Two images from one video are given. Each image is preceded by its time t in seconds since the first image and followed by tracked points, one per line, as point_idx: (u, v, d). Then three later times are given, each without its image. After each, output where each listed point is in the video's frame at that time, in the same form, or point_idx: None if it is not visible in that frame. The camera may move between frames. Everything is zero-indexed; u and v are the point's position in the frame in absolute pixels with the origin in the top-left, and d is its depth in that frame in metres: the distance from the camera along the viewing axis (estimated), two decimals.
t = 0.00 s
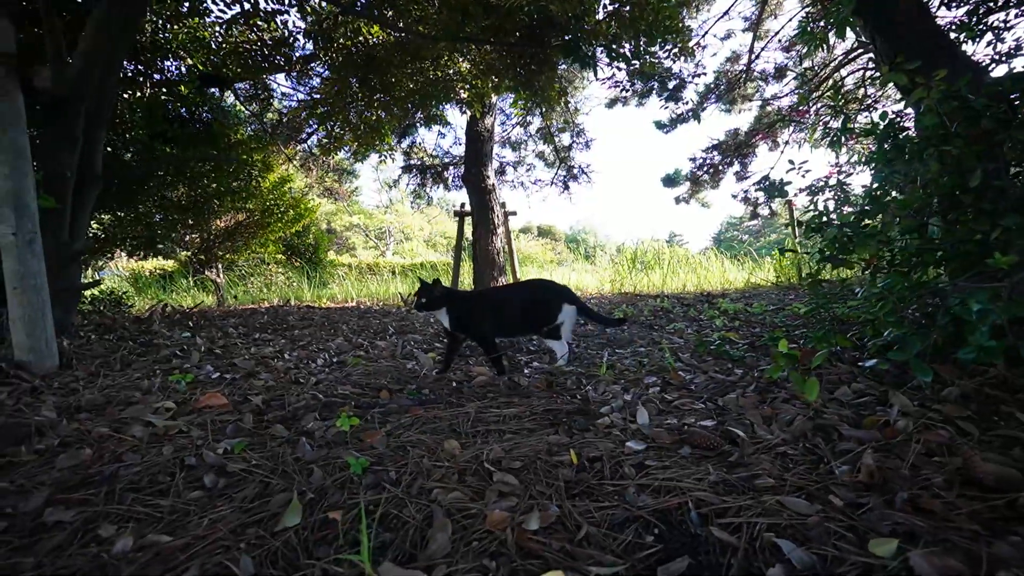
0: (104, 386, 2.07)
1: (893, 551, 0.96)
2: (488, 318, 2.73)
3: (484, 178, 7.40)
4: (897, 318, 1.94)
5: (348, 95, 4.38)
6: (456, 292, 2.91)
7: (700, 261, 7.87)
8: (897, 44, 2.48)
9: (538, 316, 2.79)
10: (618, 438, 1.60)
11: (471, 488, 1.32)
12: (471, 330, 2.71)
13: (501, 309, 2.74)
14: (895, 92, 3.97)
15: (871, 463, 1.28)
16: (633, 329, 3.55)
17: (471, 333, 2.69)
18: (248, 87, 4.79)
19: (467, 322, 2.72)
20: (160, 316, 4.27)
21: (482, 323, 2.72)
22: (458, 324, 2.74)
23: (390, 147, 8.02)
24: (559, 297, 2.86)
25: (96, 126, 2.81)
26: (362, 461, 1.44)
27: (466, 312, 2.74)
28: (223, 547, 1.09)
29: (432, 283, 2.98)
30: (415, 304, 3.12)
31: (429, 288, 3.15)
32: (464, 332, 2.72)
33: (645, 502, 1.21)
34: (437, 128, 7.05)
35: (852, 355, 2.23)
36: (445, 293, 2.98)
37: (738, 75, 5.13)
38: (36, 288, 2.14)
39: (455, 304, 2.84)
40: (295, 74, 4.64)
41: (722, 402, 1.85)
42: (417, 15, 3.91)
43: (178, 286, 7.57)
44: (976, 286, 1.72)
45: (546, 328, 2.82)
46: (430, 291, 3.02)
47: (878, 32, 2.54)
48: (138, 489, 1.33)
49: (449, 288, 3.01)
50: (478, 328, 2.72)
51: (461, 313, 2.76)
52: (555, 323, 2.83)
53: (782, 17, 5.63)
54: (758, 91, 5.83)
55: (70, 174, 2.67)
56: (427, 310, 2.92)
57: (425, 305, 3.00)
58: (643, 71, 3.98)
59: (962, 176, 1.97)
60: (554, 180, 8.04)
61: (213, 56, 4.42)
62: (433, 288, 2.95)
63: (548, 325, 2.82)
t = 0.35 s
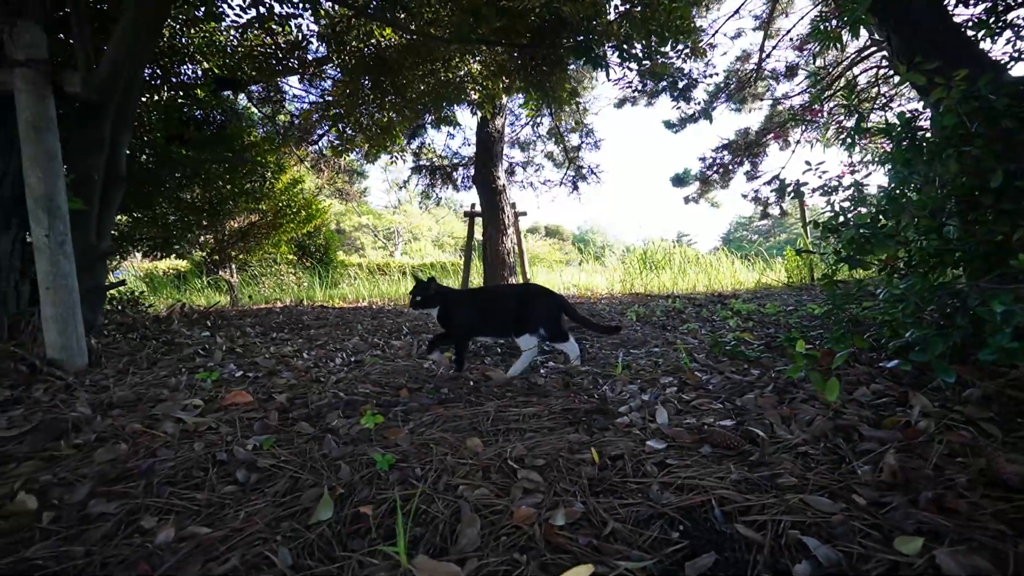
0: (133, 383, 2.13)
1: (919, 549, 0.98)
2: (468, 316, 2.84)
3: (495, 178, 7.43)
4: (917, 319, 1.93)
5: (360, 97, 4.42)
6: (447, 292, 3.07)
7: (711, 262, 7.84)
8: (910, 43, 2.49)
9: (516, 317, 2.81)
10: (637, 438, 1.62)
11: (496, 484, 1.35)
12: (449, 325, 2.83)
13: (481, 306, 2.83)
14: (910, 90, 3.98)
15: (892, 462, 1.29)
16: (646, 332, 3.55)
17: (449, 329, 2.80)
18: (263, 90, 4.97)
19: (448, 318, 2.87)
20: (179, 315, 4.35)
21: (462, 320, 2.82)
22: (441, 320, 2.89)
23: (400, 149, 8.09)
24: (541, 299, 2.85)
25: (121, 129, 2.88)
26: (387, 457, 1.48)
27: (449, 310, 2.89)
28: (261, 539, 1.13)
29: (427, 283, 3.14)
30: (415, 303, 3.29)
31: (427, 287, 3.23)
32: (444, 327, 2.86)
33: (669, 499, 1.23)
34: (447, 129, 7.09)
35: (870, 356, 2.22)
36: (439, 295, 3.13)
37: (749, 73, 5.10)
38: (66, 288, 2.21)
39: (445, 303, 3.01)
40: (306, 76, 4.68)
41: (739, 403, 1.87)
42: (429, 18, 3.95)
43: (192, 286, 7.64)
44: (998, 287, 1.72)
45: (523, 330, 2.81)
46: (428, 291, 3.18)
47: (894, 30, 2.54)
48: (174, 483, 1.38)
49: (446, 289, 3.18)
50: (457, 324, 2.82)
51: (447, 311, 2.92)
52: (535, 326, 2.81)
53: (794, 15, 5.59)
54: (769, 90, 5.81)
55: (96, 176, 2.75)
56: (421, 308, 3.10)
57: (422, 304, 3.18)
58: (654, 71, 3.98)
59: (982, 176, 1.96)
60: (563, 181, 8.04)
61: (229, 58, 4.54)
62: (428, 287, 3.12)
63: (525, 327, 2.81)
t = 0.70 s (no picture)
0: (170, 379, 2.21)
1: (953, 541, 1.00)
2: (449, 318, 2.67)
3: (508, 178, 7.47)
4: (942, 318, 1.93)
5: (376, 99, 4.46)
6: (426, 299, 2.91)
7: (724, 262, 7.80)
8: (932, 40, 2.48)
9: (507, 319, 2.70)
10: (665, 434, 1.65)
11: (530, 478, 1.39)
12: (432, 327, 2.64)
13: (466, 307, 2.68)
14: (928, 87, 3.95)
15: (922, 459, 1.31)
16: (663, 331, 3.56)
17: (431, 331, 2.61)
18: (278, 92, 5.01)
19: (429, 320, 2.67)
20: (201, 314, 4.45)
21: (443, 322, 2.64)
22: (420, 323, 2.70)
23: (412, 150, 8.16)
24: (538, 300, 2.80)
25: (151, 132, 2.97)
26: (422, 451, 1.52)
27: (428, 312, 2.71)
28: (311, 527, 1.18)
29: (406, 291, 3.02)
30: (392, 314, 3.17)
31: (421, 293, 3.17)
32: (424, 329, 2.66)
33: (701, 492, 1.27)
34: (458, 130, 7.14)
35: (893, 355, 2.23)
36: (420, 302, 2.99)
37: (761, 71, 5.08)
38: (104, 287, 2.28)
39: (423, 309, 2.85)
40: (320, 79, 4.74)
41: (763, 400, 1.89)
42: (444, 19, 3.97)
43: (208, 286, 7.73)
44: None
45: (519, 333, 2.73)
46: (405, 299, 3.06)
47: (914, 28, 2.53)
48: (221, 474, 1.43)
49: (426, 296, 3.05)
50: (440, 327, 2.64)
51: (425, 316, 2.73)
52: (518, 324, 2.73)
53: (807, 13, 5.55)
54: (782, 88, 5.77)
55: (128, 178, 2.83)
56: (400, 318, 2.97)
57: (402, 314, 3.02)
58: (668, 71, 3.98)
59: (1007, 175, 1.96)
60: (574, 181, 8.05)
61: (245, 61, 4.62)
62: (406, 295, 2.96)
63: (509, 326, 2.73)
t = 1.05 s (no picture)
0: (213, 372, 2.30)
1: (1005, 534, 1.01)
2: (454, 312, 2.63)
3: (526, 178, 7.52)
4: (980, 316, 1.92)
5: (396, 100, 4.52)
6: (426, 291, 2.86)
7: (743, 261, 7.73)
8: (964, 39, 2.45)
9: (513, 318, 2.69)
10: (701, 429, 1.67)
11: (573, 468, 1.43)
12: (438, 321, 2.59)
13: (471, 303, 2.66)
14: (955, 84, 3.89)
15: (966, 455, 1.31)
16: (687, 330, 3.57)
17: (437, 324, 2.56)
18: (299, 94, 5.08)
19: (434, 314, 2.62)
20: (231, 311, 4.57)
21: (450, 315, 2.59)
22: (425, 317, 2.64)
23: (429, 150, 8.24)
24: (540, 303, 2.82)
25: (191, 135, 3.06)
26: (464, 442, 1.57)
27: (431, 306, 2.67)
28: (368, 510, 1.23)
29: (405, 283, 2.98)
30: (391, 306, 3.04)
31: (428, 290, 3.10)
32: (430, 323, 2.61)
33: (744, 484, 1.29)
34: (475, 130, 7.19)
35: (927, 354, 2.21)
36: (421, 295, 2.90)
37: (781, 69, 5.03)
38: (150, 282, 2.37)
39: (425, 303, 2.79)
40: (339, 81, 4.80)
41: (797, 397, 1.90)
42: (464, 21, 4.02)
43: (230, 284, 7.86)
44: None
45: (525, 333, 2.72)
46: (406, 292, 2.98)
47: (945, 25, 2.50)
48: (275, 461, 1.50)
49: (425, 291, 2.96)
50: (446, 320, 2.59)
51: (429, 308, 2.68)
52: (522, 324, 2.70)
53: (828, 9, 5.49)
54: (802, 86, 5.71)
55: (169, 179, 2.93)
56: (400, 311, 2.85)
57: (398, 307, 2.97)
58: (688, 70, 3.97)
59: None
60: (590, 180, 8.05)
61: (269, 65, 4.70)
62: (405, 286, 2.92)
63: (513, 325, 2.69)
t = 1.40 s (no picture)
0: (263, 366, 2.42)
1: None
2: (466, 309, 2.69)
3: (547, 179, 7.57)
4: None
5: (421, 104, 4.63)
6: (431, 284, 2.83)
7: (768, 260, 7.64)
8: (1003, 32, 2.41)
9: (514, 312, 2.79)
10: (740, 424, 1.71)
11: (617, 459, 1.48)
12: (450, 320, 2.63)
13: (477, 301, 2.72)
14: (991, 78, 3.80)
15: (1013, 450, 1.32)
16: (715, 329, 3.57)
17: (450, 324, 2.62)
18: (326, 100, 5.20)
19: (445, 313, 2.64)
20: (267, 310, 4.75)
21: (461, 313, 2.66)
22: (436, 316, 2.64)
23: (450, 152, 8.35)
24: (539, 298, 2.93)
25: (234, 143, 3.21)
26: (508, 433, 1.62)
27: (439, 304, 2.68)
28: (427, 494, 1.31)
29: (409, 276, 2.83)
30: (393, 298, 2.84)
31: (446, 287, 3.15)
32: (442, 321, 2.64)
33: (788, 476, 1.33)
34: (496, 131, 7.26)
35: (968, 352, 2.19)
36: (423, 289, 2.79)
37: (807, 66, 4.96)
38: (202, 281, 2.50)
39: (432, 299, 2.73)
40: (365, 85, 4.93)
41: (835, 394, 1.91)
42: (489, 25, 4.09)
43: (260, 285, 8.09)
44: None
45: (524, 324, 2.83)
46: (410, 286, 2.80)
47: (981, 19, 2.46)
48: (333, 449, 1.59)
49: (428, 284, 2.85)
50: (456, 319, 2.65)
51: (439, 306, 2.68)
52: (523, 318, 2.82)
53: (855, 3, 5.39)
54: (828, 82, 5.62)
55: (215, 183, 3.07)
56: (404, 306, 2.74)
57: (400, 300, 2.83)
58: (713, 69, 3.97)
59: None
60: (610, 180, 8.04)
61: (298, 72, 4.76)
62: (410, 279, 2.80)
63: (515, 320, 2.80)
